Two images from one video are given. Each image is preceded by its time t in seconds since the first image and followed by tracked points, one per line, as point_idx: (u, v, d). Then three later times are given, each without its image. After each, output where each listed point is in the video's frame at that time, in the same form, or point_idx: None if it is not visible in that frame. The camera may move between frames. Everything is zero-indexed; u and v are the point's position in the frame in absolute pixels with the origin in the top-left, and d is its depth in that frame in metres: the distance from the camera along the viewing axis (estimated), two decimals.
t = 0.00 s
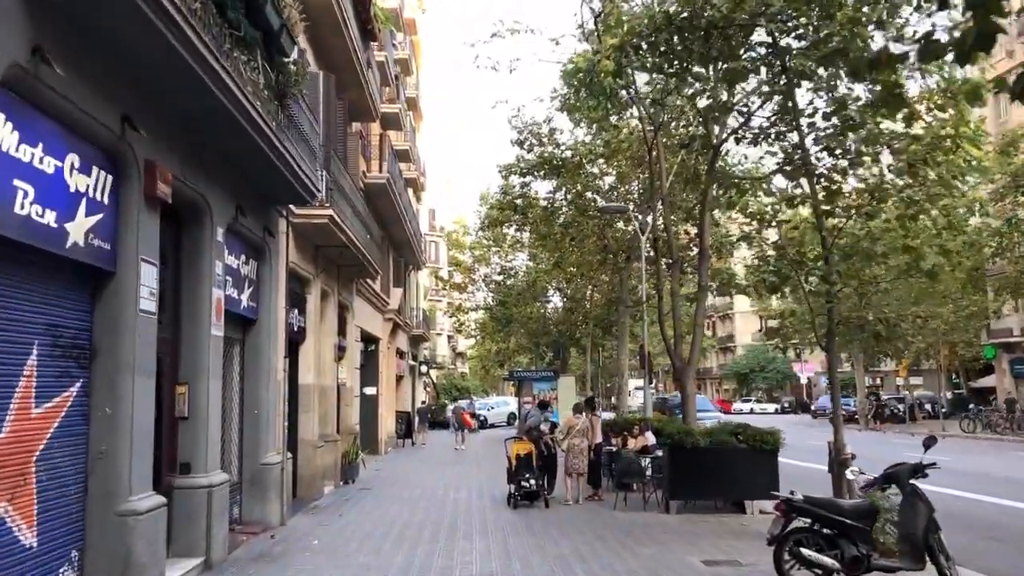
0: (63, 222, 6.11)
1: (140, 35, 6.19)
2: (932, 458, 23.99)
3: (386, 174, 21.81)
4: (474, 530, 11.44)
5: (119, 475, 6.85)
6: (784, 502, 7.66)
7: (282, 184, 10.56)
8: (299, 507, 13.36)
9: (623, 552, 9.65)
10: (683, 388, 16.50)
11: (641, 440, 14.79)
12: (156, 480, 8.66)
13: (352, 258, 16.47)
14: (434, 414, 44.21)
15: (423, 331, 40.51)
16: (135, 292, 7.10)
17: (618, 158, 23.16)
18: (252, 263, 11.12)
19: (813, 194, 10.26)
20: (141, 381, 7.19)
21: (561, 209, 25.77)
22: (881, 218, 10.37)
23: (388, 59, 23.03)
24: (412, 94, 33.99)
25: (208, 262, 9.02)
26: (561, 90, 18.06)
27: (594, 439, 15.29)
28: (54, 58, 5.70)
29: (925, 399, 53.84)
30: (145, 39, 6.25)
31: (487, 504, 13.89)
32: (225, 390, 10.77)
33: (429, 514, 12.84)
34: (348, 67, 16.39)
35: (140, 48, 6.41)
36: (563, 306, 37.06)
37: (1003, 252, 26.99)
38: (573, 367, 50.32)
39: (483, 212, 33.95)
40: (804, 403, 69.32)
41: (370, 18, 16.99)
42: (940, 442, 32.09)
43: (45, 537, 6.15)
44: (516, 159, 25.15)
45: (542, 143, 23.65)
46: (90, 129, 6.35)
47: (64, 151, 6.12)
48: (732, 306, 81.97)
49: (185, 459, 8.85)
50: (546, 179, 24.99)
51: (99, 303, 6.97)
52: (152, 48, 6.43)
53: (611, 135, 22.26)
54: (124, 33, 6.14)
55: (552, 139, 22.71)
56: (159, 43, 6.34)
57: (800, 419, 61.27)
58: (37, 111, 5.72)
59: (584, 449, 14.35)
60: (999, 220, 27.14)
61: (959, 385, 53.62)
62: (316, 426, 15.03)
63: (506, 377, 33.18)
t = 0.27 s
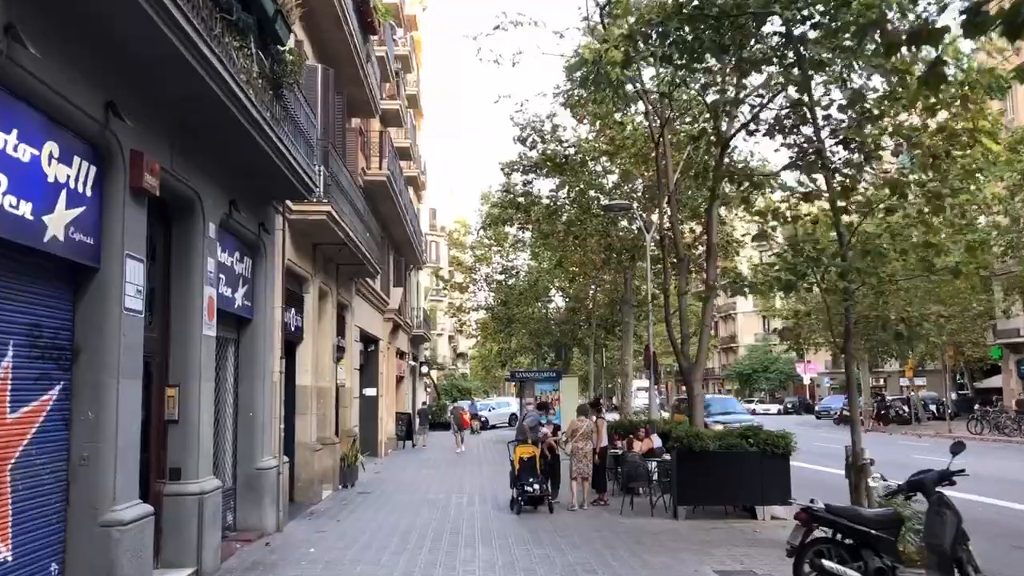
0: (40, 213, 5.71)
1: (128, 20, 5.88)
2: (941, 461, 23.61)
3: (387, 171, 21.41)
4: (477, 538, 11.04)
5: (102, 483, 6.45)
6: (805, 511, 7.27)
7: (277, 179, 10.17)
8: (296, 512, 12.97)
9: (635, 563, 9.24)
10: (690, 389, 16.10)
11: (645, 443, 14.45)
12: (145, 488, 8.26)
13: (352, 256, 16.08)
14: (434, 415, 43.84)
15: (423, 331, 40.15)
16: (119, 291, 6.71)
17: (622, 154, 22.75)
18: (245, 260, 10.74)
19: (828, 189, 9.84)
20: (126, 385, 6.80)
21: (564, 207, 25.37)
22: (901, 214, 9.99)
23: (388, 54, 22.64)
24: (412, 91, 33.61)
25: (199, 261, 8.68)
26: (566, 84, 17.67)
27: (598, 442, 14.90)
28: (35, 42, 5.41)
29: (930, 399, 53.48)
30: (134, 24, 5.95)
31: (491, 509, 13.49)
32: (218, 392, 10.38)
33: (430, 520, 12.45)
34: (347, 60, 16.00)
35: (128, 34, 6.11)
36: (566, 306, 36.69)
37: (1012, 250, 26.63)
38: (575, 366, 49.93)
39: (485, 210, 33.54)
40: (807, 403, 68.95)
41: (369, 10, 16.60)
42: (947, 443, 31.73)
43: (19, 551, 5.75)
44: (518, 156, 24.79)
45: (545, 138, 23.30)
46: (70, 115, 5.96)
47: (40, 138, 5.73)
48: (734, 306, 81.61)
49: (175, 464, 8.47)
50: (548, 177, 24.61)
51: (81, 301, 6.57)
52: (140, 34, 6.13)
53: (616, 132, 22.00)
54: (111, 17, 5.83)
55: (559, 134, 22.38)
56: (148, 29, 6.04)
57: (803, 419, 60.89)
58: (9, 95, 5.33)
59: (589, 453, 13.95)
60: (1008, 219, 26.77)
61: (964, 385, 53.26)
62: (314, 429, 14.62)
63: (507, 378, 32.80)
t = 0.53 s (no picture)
0: (15, 194, 5.33)
1: (130, 16, 5.88)
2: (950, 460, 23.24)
3: (386, 165, 21.05)
4: (480, 539, 10.70)
5: (85, 482, 6.10)
6: (826, 513, 6.90)
7: (272, 168, 9.81)
8: (293, 513, 12.60)
9: (644, 567, 8.86)
10: (696, 387, 15.74)
11: (651, 442, 14.09)
12: (134, 489, 7.90)
13: (350, 251, 15.72)
14: (434, 414, 43.45)
15: (423, 329, 39.78)
16: (103, 281, 6.34)
17: (625, 149, 22.37)
18: (240, 253, 10.38)
19: (844, 178, 9.49)
20: (109, 379, 6.44)
21: (566, 203, 25.00)
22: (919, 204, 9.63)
23: (388, 47, 22.26)
24: (412, 86, 33.23)
25: (191, 252, 8.32)
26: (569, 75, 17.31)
27: (602, 441, 14.53)
28: (37, 32, 5.46)
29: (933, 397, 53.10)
30: (135, 20, 5.95)
31: (493, 509, 13.14)
32: (212, 388, 10.02)
33: (431, 521, 12.08)
34: (346, 50, 15.65)
35: (130, 30, 6.10)
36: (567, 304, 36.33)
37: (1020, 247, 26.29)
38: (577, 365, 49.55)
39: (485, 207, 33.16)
40: (809, 402, 68.56)
41: None
42: (953, 442, 31.36)
43: None
44: (519, 151, 24.43)
45: (547, 132, 22.94)
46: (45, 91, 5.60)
47: (13, 113, 5.36)
48: (736, 305, 81.25)
49: (165, 464, 8.10)
50: (550, 171, 24.24)
51: (62, 291, 6.20)
52: (143, 31, 6.13)
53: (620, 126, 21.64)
54: (114, 13, 5.83)
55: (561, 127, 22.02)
56: (150, 25, 6.03)
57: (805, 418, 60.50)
58: None
59: (593, 452, 13.57)
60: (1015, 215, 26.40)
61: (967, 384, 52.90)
62: (312, 427, 14.26)
63: (508, 376, 32.44)
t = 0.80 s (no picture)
0: None
1: (131, 14, 5.77)
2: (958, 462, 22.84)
3: (385, 161, 20.65)
4: (481, 546, 10.30)
5: (60, 489, 5.69)
6: (849, 522, 6.54)
7: (264, 159, 9.41)
8: (287, 518, 12.19)
9: None
10: (702, 388, 15.32)
11: (655, 444, 13.69)
12: (118, 494, 7.48)
13: (347, 247, 15.32)
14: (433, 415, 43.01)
15: (422, 329, 39.36)
16: (79, 274, 5.92)
17: (628, 146, 21.97)
18: (232, 248, 9.99)
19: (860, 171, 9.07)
20: (88, 380, 6.03)
21: (567, 200, 24.60)
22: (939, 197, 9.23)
23: (386, 41, 21.84)
24: (411, 82, 32.80)
25: (177, 247, 7.93)
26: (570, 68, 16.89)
27: (605, 443, 14.12)
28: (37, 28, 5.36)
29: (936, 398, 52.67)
30: (136, 18, 5.86)
31: (494, 514, 12.73)
32: (201, 389, 9.64)
33: (430, 527, 11.68)
34: (343, 41, 15.25)
35: (130, 29, 6.00)
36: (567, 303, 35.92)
37: None
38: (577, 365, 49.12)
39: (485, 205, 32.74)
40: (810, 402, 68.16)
41: None
42: (958, 443, 30.96)
43: None
44: (520, 147, 24.01)
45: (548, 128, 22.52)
46: (15, 68, 5.18)
47: None
48: (736, 305, 80.84)
49: (150, 468, 7.69)
50: (551, 168, 23.81)
51: (35, 284, 5.78)
52: (142, 29, 6.03)
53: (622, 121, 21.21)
54: (114, 10, 5.73)
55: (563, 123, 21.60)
56: (151, 23, 5.93)
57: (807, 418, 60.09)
58: None
59: (595, 455, 13.16)
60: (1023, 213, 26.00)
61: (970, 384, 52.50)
62: (307, 429, 13.85)
63: (508, 376, 32.02)
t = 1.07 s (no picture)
0: None
1: (129, 7, 5.71)
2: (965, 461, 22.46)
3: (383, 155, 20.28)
4: (482, 549, 9.93)
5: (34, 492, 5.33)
6: (874, 525, 6.14)
7: (256, 146, 9.04)
8: (281, 519, 11.82)
9: None
10: (707, 385, 14.95)
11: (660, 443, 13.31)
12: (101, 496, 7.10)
13: (344, 241, 14.95)
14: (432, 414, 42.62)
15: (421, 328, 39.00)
16: (53, 261, 5.54)
17: (630, 140, 21.61)
18: (223, 239, 9.62)
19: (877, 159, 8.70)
20: (62, 377, 5.64)
21: (568, 196, 24.22)
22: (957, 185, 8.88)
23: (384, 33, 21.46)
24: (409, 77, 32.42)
25: (164, 237, 7.56)
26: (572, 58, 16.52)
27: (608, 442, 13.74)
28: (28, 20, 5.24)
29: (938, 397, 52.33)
30: (132, 11, 5.78)
31: (495, 515, 12.37)
32: (190, 386, 9.27)
33: (429, 528, 11.30)
34: (339, 30, 14.88)
35: (129, 23, 5.95)
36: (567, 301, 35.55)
37: None
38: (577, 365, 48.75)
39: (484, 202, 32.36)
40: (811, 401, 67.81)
41: None
42: (963, 443, 30.60)
43: None
44: (520, 142, 23.63)
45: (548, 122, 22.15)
46: None
47: None
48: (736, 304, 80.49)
49: (135, 468, 7.32)
50: (551, 163, 23.45)
51: (6, 272, 5.40)
52: (139, 22, 5.96)
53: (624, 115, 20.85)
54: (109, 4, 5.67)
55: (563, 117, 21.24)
56: (151, 17, 5.88)
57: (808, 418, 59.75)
58: None
59: (598, 455, 12.78)
60: None
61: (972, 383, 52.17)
62: (302, 427, 13.48)
63: (508, 375, 31.65)
